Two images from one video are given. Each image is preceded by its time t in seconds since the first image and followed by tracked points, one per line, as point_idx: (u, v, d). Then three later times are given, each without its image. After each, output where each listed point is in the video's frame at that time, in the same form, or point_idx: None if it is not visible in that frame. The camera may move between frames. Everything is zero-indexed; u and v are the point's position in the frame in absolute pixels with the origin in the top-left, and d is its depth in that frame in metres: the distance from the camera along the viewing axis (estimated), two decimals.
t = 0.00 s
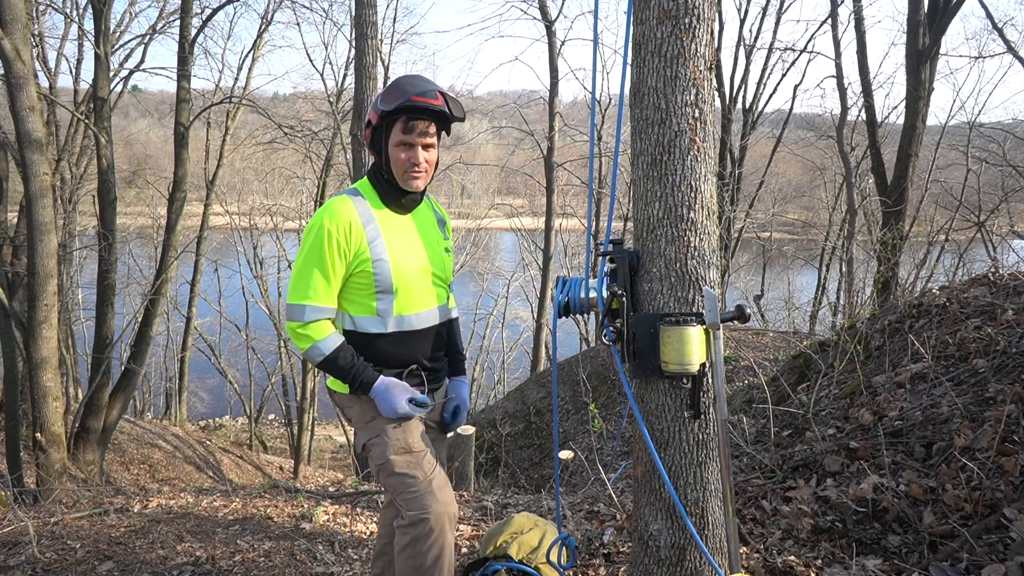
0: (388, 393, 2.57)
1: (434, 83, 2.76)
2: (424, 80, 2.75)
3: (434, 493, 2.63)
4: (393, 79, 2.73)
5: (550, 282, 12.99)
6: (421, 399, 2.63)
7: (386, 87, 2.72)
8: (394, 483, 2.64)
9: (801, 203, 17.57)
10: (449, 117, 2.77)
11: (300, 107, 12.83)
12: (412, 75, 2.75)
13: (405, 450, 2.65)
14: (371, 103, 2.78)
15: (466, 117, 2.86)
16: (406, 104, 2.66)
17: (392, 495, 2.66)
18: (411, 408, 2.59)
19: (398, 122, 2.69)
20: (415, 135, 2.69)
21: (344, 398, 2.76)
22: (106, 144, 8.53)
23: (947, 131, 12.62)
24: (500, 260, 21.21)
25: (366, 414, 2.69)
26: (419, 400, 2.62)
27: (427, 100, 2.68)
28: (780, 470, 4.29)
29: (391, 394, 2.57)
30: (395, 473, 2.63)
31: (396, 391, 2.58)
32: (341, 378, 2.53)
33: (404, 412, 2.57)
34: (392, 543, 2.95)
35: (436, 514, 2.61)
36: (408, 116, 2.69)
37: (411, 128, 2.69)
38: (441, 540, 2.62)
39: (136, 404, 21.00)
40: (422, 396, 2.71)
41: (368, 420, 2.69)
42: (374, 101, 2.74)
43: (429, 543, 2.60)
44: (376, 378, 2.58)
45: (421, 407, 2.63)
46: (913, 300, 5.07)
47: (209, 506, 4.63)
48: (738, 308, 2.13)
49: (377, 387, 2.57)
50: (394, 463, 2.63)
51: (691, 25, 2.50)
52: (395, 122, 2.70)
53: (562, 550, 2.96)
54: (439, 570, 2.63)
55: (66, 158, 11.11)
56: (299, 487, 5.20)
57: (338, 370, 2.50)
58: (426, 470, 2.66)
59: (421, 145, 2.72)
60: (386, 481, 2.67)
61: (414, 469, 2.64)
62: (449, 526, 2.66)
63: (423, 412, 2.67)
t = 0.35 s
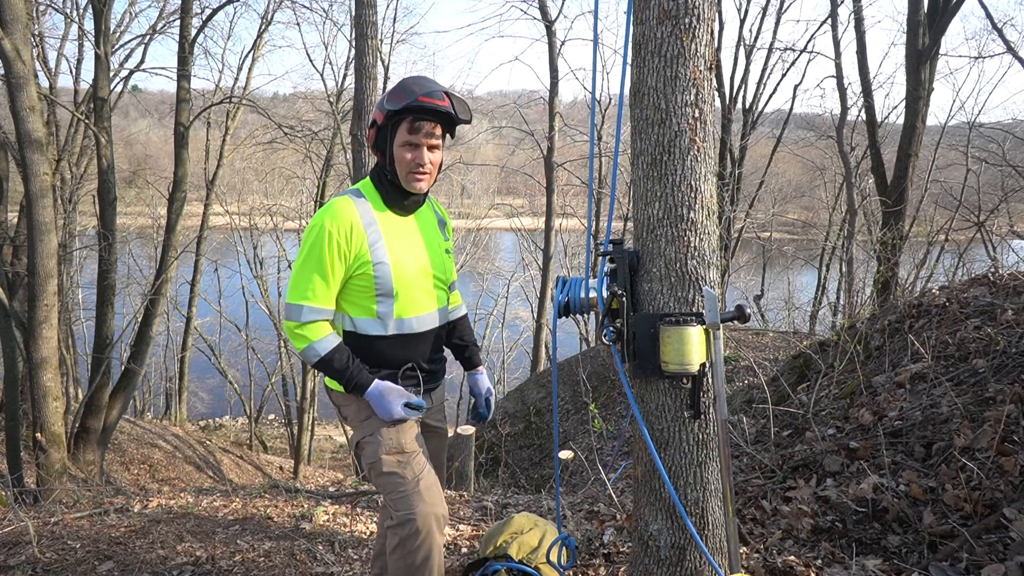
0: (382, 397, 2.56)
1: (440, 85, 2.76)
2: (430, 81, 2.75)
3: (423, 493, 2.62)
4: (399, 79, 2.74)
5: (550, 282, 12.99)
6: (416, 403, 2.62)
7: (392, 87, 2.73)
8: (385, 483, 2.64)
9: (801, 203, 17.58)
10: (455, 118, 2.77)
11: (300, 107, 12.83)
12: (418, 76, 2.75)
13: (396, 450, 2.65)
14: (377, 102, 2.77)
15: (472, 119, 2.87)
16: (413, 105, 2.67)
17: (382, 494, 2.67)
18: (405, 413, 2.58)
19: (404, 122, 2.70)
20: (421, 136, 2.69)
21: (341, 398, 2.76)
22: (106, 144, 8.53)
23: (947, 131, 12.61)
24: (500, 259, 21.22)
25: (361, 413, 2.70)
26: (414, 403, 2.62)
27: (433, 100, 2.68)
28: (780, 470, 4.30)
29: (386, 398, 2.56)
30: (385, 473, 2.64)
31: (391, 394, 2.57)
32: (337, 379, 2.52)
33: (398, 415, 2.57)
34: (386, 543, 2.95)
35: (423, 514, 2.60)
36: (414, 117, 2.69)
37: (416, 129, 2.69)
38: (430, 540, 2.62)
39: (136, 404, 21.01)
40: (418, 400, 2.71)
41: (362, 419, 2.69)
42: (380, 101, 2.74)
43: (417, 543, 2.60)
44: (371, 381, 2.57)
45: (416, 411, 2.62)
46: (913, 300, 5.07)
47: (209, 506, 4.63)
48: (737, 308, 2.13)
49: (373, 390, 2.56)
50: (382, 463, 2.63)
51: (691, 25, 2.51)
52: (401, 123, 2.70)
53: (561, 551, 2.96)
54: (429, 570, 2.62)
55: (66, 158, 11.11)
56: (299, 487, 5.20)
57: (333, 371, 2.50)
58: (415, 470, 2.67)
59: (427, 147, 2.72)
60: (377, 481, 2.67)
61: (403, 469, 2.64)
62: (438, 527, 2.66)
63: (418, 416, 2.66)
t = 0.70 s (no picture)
0: (393, 398, 2.57)
1: (437, 85, 2.76)
2: (427, 81, 2.74)
3: (434, 491, 2.63)
4: (397, 80, 2.73)
5: (550, 282, 12.99)
6: (425, 404, 2.64)
7: (389, 88, 2.72)
8: (395, 481, 2.64)
9: (801, 203, 17.59)
10: (453, 118, 2.77)
11: (300, 107, 12.83)
12: (415, 77, 2.75)
13: (406, 449, 2.66)
14: (374, 103, 2.77)
15: (470, 119, 2.87)
16: (411, 106, 2.66)
17: (392, 493, 2.66)
18: (414, 413, 2.60)
19: (402, 123, 2.70)
20: (419, 136, 2.70)
21: (346, 397, 2.76)
22: (106, 144, 8.53)
23: (947, 131, 12.60)
24: (500, 259, 21.23)
25: (367, 412, 2.70)
26: (423, 403, 2.63)
27: (430, 101, 2.68)
28: (780, 470, 4.29)
29: (396, 399, 2.57)
30: (394, 471, 2.63)
31: (400, 395, 2.58)
32: (346, 380, 2.51)
33: (407, 415, 2.58)
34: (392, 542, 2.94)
35: (434, 513, 2.60)
36: (412, 117, 2.69)
37: (414, 129, 2.69)
38: (441, 539, 2.62)
39: (136, 404, 21.00)
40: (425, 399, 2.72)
41: (369, 418, 2.69)
42: (377, 103, 2.74)
43: (428, 541, 2.60)
44: (380, 382, 2.57)
45: (425, 410, 2.64)
46: (913, 300, 5.07)
47: (209, 506, 4.63)
48: (737, 308, 2.12)
49: (383, 391, 2.57)
50: (393, 461, 2.63)
51: (691, 25, 2.50)
52: (399, 124, 2.70)
53: (561, 551, 2.96)
54: (438, 569, 2.63)
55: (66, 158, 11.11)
56: (299, 487, 5.20)
57: (343, 372, 2.49)
58: (425, 468, 2.67)
59: (425, 147, 2.72)
60: (386, 479, 2.66)
61: (414, 467, 2.65)
62: (448, 525, 2.66)
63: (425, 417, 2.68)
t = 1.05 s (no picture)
0: (399, 396, 2.57)
1: (438, 83, 2.76)
2: (429, 79, 2.75)
3: (436, 492, 2.63)
4: (398, 78, 2.74)
5: (550, 282, 12.99)
6: (429, 404, 2.65)
7: (390, 86, 2.73)
8: (396, 480, 2.64)
9: (802, 203, 17.58)
10: (454, 116, 2.77)
11: (300, 107, 12.83)
12: (416, 75, 2.75)
13: (408, 449, 2.65)
14: (375, 101, 2.78)
15: (471, 116, 2.87)
16: (412, 103, 2.67)
17: (394, 492, 2.66)
18: (419, 413, 2.60)
19: (404, 121, 2.70)
20: (421, 134, 2.70)
21: (349, 395, 2.75)
22: (106, 144, 8.53)
23: (947, 131, 12.58)
24: (500, 258, 21.22)
25: (370, 411, 2.69)
26: (428, 402, 2.64)
27: (432, 99, 2.68)
28: (780, 470, 4.29)
29: (401, 398, 2.57)
30: (397, 470, 2.63)
31: (406, 394, 2.59)
32: (352, 378, 2.51)
33: (413, 414, 2.59)
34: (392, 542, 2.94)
35: (435, 513, 2.60)
36: (414, 115, 2.70)
37: (416, 127, 2.69)
38: (442, 538, 2.62)
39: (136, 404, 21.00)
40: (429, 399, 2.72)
41: (372, 416, 2.69)
42: (379, 101, 2.74)
43: (429, 542, 2.60)
44: (386, 381, 2.57)
45: (431, 409, 2.64)
46: (913, 300, 5.06)
47: (209, 506, 4.63)
48: (738, 308, 2.12)
49: (389, 389, 2.57)
50: (395, 461, 2.63)
51: (691, 25, 2.50)
52: (401, 122, 2.70)
53: (561, 551, 2.96)
54: (439, 569, 2.63)
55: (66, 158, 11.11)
56: (299, 487, 5.20)
57: (349, 370, 2.49)
58: (427, 468, 2.67)
59: (426, 144, 2.72)
60: (388, 478, 2.67)
61: (416, 467, 2.65)
62: (450, 525, 2.66)
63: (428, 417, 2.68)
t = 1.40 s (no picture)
0: (403, 395, 2.57)
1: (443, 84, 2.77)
2: (434, 79, 2.75)
3: (444, 492, 2.63)
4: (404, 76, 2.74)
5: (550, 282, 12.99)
6: (434, 401, 2.64)
7: (396, 84, 2.73)
8: (403, 480, 2.64)
9: (801, 202, 17.57)
10: (457, 117, 2.77)
11: (300, 107, 12.83)
12: (422, 75, 2.76)
13: (415, 450, 2.66)
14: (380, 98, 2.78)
15: (474, 119, 2.88)
16: (415, 102, 2.67)
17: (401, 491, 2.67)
18: (424, 410, 2.59)
19: (406, 118, 2.70)
20: (423, 132, 2.70)
21: (353, 396, 2.75)
22: (106, 144, 8.53)
23: (947, 131, 12.57)
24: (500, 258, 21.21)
25: (375, 411, 2.69)
26: (433, 399, 2.62)
27: (436, 98, 2.68)
28: (780, 470, 4.29)
29: (405, 397, 2.57)
30: (404, 470, 2.64)
31: (410, 392, 2.58)
32: (355, 378, 2.50)
33: (418, 412, 2.58)
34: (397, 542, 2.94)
35: (442, 514, 2.60)
36: (417, 113, 2.70)
37: (419, 125, 2.69)
38: (449, 538, 2.62)
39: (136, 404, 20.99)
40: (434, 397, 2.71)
41: (377, 416, 2.68)
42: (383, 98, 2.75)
43: (435, 542, 2.60)
44: (389, 380, 2.57)
45: (436, 406, 2.62)
46: (913, 300, 5.06)
47: (209, 506, 4.63)
48: (737, 308, 2.12)
49: (393, 387, 2.56)
50: (402, 461, 2.63)
51: (691, 25, 2.50)
52: (404, 120, 2.71)
53: (561, 550, 2.97)
54: (445, 570, 2.63)
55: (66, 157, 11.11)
56: (299, 487, 5.20)
57: (352, 370, 2.48)
58: (434, 468, 2.67)
59: (428, 143, 2.72)
60: (395, 478, 2.67)
61: (423, 467, 2.65)
62: (457, 525, 2.67)
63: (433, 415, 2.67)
